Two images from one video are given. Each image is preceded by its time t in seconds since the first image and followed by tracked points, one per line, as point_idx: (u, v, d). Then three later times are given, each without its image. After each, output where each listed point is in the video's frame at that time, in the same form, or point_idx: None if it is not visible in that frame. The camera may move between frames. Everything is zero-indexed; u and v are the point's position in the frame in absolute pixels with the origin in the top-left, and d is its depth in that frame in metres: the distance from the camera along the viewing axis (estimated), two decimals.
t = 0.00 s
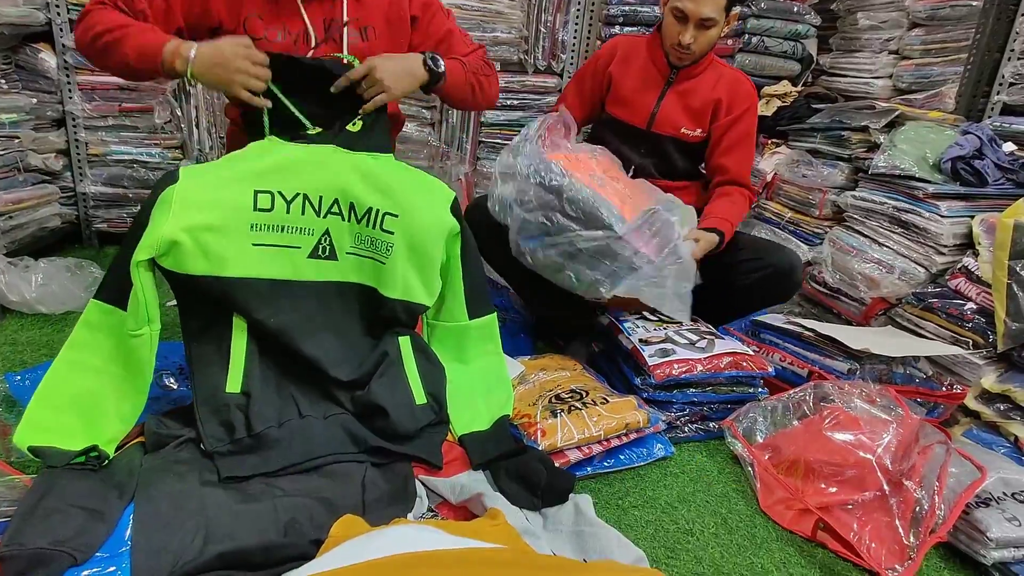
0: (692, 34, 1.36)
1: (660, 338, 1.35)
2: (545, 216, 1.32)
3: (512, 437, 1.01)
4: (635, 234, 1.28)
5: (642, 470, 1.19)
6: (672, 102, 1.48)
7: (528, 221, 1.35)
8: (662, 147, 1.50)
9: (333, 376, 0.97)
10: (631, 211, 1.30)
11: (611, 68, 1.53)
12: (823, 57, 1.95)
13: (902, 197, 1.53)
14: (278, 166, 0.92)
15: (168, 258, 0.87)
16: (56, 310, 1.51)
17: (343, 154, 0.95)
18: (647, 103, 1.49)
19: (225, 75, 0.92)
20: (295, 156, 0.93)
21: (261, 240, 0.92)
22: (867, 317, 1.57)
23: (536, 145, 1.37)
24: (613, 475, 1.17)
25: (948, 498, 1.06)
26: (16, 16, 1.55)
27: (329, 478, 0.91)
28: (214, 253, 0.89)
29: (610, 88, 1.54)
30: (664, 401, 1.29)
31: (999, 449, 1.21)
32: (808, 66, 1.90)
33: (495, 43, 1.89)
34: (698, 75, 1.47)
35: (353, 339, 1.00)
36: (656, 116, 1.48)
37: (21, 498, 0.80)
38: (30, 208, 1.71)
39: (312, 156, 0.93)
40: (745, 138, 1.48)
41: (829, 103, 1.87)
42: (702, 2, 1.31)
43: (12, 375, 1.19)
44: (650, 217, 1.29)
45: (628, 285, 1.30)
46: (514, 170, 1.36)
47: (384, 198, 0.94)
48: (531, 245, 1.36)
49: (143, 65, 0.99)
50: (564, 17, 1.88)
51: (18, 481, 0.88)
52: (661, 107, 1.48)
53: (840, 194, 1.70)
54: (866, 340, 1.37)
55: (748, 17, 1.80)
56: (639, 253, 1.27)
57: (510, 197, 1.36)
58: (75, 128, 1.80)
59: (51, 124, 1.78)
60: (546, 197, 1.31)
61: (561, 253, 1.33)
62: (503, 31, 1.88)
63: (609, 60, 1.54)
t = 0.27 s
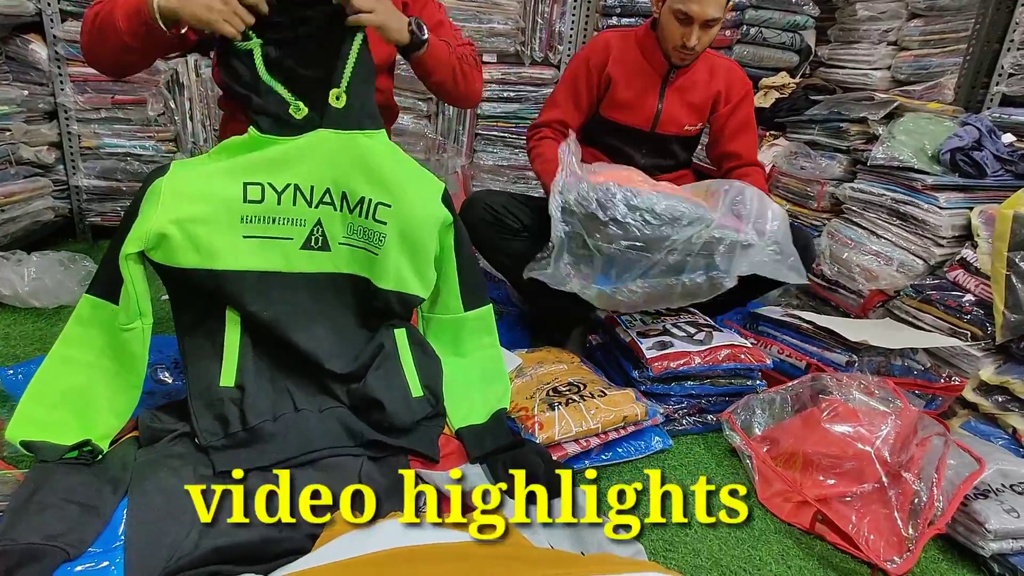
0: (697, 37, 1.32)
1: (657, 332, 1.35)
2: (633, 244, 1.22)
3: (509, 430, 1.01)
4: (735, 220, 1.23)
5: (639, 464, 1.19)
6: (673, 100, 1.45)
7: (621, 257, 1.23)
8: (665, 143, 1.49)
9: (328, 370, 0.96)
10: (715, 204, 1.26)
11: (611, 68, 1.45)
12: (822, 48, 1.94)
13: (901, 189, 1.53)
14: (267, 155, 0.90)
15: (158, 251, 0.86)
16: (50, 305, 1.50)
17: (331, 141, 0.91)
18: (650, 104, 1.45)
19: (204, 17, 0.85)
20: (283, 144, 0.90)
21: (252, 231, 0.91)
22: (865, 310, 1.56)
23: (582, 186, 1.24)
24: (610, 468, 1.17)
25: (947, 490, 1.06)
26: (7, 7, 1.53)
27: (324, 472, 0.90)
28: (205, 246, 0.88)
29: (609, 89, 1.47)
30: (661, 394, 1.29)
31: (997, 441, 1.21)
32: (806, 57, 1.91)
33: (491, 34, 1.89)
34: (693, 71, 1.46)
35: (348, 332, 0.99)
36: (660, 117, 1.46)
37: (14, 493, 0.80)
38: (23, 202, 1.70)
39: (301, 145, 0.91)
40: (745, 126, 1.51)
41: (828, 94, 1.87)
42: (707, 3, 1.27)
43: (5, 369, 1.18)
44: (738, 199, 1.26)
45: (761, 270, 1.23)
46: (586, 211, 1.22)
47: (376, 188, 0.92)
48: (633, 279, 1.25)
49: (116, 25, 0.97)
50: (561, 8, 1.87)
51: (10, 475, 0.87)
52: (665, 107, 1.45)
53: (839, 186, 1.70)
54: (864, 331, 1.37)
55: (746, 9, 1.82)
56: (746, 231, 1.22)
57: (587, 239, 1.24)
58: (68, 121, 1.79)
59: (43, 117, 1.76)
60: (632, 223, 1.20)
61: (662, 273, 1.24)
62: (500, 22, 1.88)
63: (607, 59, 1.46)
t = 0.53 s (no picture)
0: (692, 38, 1.30)
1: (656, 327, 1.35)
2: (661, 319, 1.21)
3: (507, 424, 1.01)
4: (762, 287, 1.21)
5: (638, 458, 1.19)
6: (672, 100, 1.45)
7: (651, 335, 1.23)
8: (665, 139, 1.48)
9: (324, 364, 0.95)
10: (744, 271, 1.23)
11: (612, 74, 1.44)
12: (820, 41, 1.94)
13: (898, 181, 1.52)
14: (256, 145, 0.89)
15: (150, 246, 0.85)
16: (44, 300, 1.49)
17: (321, 129, 0.90)
18: (652, 107, 1.44)
19: None
20: (272, 134, 0.89)
21: (245, 223, 0.90)
22: (863, 303, 1.56)
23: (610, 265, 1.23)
24: (609, 462, 1.17)
25: (945, 482, 1.06)
26: None
27: (321, 466, 0.89)
28: (198, 240, 0.87)
29: (612, 95, 1.46)
30: (660, 388, 1.29)
31: (994, 433, 1.21)
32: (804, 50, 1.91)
33: (488, 26, 1.88)
34: (689, 70, 1.45)
35: (341, 325, 0.98)
36: (661, 119, 1.45)
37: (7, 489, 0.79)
38: (15, 197, 1.68)
39: (291, 134, 0.89)
40: (746, 115, 1.50)
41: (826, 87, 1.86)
42: (701, 5, 1.25)
43: None
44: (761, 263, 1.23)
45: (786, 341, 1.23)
46: (616, 286, 1.20)
47: (368, 177, 0.92)
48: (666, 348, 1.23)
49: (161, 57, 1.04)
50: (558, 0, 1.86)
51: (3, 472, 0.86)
52: (666, 108, 1.44)
53: (837, 178, 1.69)
54: (862, 324, 1.37)
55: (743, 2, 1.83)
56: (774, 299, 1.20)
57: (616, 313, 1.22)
58: (60, 114, 1.77)
59: (35, 111, 1.75)
60: (661, 296, 1.19)
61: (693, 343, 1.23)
62: (497, 15, 1.87)
63: (608, 66, 1.45)
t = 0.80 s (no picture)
0: (674, 31, 1.30)
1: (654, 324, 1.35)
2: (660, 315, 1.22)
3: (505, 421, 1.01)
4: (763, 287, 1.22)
5: (636, 455, 1.19)
6: (665, 94, 1.45)
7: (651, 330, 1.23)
8: (659, 135, 1.48)
9: (323, 363, 0.95)
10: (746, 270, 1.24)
11: (603, 71, 1.45)
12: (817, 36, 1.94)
13: (896, 176, 1.52)
14: (256, 143, 0.88)
15: (149, 244, 0.85)
16: (40, 299, 1.48)
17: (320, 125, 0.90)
18: (644, 102, 1.44)
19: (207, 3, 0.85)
20: (273, 130, 0.89)
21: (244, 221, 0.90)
22: (861, 299, 1.56)
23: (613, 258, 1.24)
24: (607, 459, 1.17)
25: (942, 477, 1.06)
26: None
27: (320, 464, 0.89)
28: (198, 238, 0.87)
29: (604, 92, 1.47)
30: (659, 385, 1.29)
31: (991, 427, 1.21)
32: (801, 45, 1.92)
33: (484, 22, 1.89)
34: (682, 63, 1.45)
35: (339, 323, 0.98)
36: (655, 113, 1.45)
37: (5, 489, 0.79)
38: (10, 195, 1.67)
39: (290, 130, 0.89)
40: (742, 106, 1.49)
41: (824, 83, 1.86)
42: None
43: None
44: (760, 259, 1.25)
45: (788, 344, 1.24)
46: (616, 277, 1.20)
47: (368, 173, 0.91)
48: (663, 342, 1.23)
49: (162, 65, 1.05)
50: None
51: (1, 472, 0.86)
52: (659, 102, 1.44)
53: (834, 174, 1.69)
54: (860, 319, 1.37)
55: None
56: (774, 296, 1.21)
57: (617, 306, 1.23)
58: (55, 112, 1.76)
59: (29, 108, 1.74)
60: (663, 295, 1.20)
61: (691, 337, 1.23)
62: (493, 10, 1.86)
63: (597, 63, 1.46)
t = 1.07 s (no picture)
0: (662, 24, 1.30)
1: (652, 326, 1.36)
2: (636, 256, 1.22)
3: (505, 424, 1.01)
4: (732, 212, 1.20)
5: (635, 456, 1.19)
6: (658, 92, 1.45)
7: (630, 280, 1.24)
8: (654, 136, 1.48)
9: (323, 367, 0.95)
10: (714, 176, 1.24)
11: (594, 74, 1.45)
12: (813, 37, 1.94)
13: (892, 177, 1.53)
14: (248, 149, 0.88)
15: (144, 252, 0.85)
16: (39, 304, 1.48)
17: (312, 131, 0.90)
18: (636, 102, 1.44)
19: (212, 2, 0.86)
20: (264, 137, 0.89)
21: (240, 227, 0.90)
22: (857, 298, 1.56)
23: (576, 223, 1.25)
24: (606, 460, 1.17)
25: (939, 477, 1.07)
26: None
27: (320, 468, 0.90)
28: (194, 245, 0.87)
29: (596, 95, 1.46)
30: (657, 386, 1.30)
31: (988, 426, 1.22)
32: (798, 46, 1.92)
33: (481, 24, 1.89)
34: (673, 61, 1.45)
35: (338, 327, 0.98)
36: (648, 114, 1.45)
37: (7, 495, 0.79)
38: (8, 200, 1.67)
39: (281, 136, 0.89)
40: (736, 104, 1.51)
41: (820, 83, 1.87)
42: None
43: None
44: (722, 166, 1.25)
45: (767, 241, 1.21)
46: (593, 238, 1.21)
47: (360, 179, 0.91)
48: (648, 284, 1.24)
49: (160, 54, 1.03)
50: None
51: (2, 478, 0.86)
52: (652, 101, 1.44)
53: (831, 175, 1.70)
54: (857, 320, 1.38)
55: None
56: (740, 205, 1.20)
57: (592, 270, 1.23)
58: (52, 116, 1.76)
59: (27, 112, 1.74)
60: (627, 236, 1.21)
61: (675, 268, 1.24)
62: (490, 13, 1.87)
63: (589, 66, 1.46)
